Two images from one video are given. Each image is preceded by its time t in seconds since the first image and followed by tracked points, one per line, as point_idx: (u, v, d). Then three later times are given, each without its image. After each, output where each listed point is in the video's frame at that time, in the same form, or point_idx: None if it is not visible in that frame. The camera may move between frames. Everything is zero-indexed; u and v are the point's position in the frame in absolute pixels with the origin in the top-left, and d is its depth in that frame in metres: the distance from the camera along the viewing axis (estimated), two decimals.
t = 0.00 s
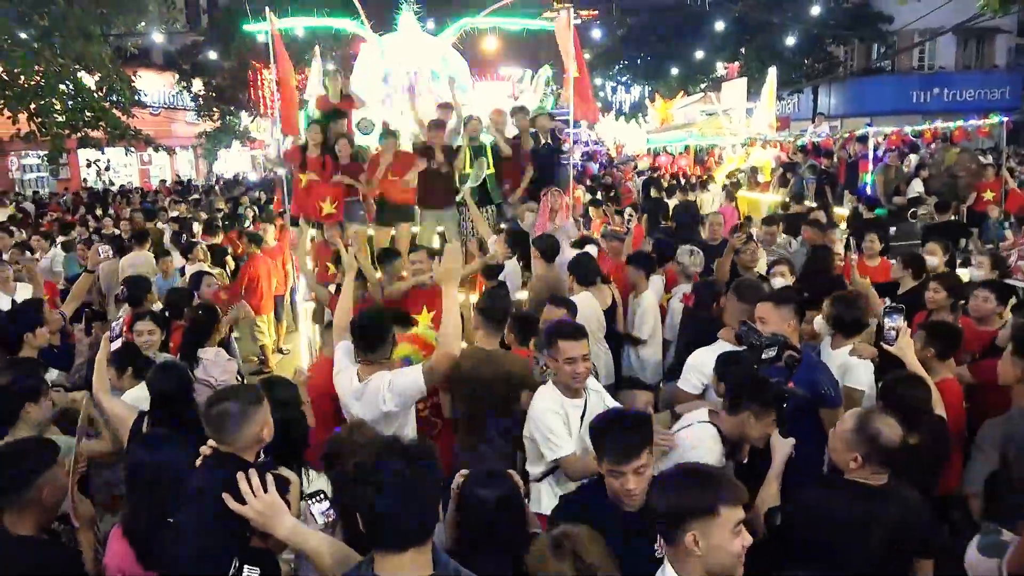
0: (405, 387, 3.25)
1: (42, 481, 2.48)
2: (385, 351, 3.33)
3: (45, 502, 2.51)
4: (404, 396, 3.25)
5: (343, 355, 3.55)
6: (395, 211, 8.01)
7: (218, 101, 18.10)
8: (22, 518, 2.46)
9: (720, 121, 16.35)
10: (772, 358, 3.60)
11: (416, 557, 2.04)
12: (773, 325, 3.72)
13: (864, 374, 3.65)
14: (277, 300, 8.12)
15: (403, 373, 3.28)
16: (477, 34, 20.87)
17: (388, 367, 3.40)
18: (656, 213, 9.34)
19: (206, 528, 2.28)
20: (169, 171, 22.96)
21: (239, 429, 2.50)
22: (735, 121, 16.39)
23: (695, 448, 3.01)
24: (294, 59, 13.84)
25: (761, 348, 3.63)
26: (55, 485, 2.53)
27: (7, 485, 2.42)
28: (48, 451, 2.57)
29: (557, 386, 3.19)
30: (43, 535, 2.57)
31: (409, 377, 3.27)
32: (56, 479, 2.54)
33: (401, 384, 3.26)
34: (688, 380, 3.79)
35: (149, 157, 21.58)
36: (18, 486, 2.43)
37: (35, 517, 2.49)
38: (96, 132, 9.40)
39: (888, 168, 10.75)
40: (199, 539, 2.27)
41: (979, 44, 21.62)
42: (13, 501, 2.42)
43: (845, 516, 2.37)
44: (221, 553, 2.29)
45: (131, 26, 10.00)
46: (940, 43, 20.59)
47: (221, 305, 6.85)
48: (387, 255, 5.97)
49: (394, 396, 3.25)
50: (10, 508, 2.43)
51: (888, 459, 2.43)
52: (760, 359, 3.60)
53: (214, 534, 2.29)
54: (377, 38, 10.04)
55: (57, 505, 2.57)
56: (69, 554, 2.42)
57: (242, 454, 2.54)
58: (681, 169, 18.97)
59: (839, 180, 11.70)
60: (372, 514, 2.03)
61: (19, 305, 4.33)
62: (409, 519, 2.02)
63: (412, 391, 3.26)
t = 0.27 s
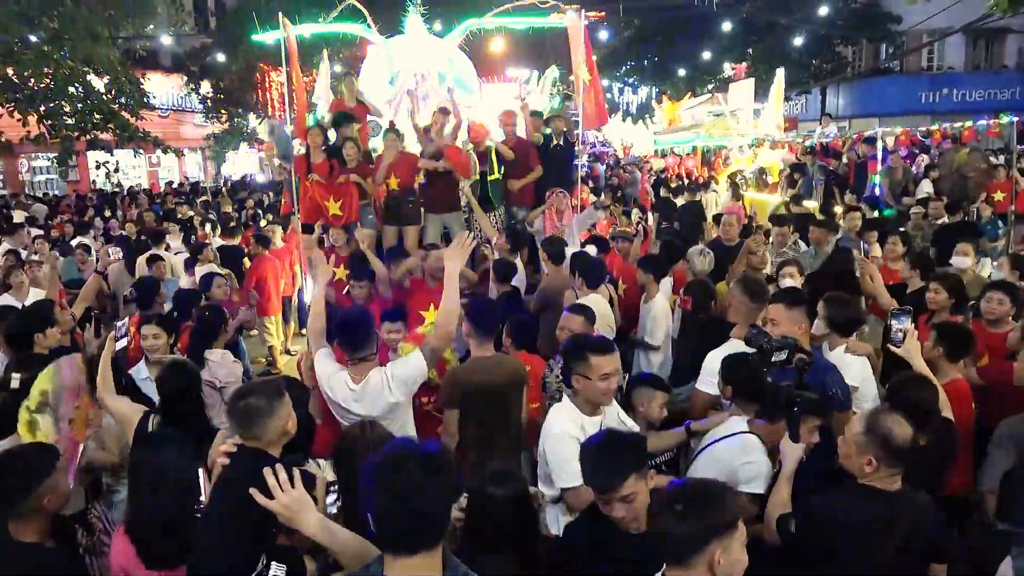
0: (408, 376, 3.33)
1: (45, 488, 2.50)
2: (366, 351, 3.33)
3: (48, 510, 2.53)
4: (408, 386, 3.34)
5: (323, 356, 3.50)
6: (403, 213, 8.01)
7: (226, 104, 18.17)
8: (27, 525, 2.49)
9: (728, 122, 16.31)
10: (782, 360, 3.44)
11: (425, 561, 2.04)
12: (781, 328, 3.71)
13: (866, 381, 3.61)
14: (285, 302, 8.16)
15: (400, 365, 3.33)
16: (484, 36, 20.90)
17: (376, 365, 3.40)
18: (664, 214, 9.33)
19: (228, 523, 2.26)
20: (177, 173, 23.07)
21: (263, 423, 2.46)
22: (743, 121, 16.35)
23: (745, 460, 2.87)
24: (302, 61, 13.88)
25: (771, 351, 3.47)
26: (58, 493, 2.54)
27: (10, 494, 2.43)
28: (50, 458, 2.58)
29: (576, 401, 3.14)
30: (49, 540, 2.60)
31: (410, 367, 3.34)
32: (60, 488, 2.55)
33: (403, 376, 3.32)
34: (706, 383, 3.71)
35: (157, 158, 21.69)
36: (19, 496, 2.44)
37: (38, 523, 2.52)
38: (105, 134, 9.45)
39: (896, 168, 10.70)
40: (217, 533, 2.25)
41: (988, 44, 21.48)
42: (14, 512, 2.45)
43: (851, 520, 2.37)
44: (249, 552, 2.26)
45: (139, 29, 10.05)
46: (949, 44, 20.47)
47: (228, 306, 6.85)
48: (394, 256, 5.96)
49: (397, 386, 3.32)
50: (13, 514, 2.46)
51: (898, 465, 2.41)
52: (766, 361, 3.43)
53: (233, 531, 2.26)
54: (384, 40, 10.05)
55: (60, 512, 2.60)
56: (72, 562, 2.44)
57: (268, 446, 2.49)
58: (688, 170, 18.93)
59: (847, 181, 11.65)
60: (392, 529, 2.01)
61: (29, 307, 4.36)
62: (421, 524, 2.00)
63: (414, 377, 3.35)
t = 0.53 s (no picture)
0: (412, 369, 3.42)
1: (52, 496, 2.49)
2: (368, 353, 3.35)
3: (56, 518, 2.52)
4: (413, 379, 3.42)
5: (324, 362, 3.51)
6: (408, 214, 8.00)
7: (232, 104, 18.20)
8: (34, 532, 2.48)
9: (734, 123, 16.25)
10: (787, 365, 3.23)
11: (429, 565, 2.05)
12: (789, 329, 3.66)
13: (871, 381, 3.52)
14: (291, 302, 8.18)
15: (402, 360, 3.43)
16: (490, 37, 20.90)
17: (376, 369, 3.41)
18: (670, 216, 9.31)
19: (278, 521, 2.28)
20: (184, 172, 23.15)
21: (302, 421, 2.50)
22: (749, 122, 16.29)
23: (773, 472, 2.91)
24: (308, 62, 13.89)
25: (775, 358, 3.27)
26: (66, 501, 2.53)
27: (18, 501, 2.43)
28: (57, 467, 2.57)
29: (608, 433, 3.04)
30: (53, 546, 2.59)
31: (412, 358, 3.44)
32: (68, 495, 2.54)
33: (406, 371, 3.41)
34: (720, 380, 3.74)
35: (164, 158, 21.77)
36: (28, 504, 2.43)
37: (47, 531, 2.51)
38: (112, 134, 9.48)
39: (903, 169, 10.64)
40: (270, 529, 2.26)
41: (997, 44, 21.31)
42: (23, 519, 2.45)
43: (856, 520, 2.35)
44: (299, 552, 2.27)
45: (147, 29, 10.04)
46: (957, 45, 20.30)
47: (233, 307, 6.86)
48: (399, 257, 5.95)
49: (403, 380, 3.39)
50: (21, 521, 2.46)
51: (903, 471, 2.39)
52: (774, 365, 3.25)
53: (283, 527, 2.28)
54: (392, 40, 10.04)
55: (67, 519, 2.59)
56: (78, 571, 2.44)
57: (308, 444, 2.53)
58: (694, 171, 18.88)
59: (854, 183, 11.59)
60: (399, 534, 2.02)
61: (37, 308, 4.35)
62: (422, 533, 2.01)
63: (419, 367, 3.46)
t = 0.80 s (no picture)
0: (431, 362, 3.39)
1: (64, 500, 2.49)
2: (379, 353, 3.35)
3: (69, 522, 2.53)
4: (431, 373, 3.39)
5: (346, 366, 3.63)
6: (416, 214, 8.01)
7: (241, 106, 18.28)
8: (47, 537, 2.49)
9: (743, 123, 16.19)
10: (787, 371, 3.41)
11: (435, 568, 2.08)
12: (799, 328, 3.62)
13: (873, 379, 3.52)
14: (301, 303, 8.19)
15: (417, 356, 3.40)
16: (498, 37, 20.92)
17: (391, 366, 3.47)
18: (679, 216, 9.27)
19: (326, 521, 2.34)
20: (194, 173, 23.28)
21: (349, 419, 2.58)
22: (758, 122, 16.22)
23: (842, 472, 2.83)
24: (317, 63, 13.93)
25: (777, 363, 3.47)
26: (78, 506, 2.54)
27: (32, 504, 2.44)
28: (69, 471, 2.57)
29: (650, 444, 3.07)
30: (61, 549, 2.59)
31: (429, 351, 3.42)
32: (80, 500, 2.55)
33: (424, 365, 3.38)
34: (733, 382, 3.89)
35: (174, 160, 21.89)
36: (41, 508, 2.44)
37: (59, 536, 2.52)
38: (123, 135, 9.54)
39: (914, 170, 10.56)
40: (321, 528, 2.32)
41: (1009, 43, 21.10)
42: (35, 523, 2.46)
43: (852, 524, 2.27)
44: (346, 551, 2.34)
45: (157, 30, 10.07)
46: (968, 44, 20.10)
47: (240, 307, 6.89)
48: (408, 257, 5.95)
49: (420, 375, 3.35)
50: (34, 525, 2.47)
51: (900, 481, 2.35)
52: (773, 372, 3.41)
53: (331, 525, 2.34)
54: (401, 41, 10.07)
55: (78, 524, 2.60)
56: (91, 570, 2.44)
57: (354, 441, 2.63)
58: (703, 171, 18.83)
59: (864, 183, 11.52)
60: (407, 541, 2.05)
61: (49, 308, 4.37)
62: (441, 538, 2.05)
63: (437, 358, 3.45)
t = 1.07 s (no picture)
0: (460, 366, 3.36)
1: (88, 485, 2.50)
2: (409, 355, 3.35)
3: (95, 506, 2.54)
4: (458, 377, 3.34)
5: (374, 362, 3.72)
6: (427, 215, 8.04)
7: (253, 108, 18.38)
8: (73, 519, 2.50)
9: (755, 121, 16.08)
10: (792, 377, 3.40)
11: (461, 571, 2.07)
12: (810, 326, 3.53)
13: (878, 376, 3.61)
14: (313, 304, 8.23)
15: (448, 359, 3.37)
16: (508, 38, 20.95)
17: (423, 366, 3.46)
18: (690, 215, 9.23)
19: (348, 528, 2.38)
20: (207, 176, 23.45)
21: (386, 418, 2.57)
22: (770, 120, 16.12)
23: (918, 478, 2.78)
24: (327, 65, 13.98)
25: (781, 369, 3.47)
26: (103, 489, 2.54)
27: (56, 489, 2.45)
28: (91, 457, 2.58)
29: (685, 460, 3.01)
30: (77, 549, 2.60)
31: (459, 355, 3.39)
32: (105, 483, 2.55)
33: (453, 368, 3.35)
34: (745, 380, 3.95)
35: (187, 162, 22.06)
36: (66, 492, 2.45)
37: (85, 520, 2.53)
38: (136, 138, 9.59)
39: (928, 167, 10.45)
40: (340, 533, 2.39)
41: None
42: (61, 507, 2.47)
43: (852, 534, 2.25)
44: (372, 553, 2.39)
45: (170, 34, 10.12)
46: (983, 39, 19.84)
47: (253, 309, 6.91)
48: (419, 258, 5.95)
49: (450, 377, 3.31)
50: (60, 508, 2.48)
51: (901, 486, 2.28)
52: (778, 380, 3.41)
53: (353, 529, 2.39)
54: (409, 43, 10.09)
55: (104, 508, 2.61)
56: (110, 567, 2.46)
57: (390, 439, 2.61)
58: (714, 170, 18.75)
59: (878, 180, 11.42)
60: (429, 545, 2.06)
61: (65, 309, 4.40)
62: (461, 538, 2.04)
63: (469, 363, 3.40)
